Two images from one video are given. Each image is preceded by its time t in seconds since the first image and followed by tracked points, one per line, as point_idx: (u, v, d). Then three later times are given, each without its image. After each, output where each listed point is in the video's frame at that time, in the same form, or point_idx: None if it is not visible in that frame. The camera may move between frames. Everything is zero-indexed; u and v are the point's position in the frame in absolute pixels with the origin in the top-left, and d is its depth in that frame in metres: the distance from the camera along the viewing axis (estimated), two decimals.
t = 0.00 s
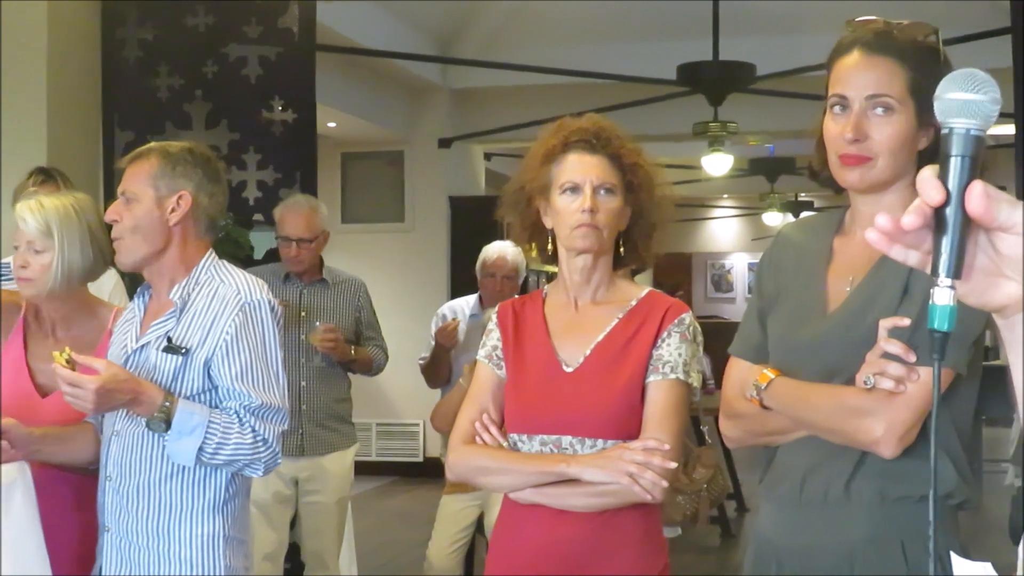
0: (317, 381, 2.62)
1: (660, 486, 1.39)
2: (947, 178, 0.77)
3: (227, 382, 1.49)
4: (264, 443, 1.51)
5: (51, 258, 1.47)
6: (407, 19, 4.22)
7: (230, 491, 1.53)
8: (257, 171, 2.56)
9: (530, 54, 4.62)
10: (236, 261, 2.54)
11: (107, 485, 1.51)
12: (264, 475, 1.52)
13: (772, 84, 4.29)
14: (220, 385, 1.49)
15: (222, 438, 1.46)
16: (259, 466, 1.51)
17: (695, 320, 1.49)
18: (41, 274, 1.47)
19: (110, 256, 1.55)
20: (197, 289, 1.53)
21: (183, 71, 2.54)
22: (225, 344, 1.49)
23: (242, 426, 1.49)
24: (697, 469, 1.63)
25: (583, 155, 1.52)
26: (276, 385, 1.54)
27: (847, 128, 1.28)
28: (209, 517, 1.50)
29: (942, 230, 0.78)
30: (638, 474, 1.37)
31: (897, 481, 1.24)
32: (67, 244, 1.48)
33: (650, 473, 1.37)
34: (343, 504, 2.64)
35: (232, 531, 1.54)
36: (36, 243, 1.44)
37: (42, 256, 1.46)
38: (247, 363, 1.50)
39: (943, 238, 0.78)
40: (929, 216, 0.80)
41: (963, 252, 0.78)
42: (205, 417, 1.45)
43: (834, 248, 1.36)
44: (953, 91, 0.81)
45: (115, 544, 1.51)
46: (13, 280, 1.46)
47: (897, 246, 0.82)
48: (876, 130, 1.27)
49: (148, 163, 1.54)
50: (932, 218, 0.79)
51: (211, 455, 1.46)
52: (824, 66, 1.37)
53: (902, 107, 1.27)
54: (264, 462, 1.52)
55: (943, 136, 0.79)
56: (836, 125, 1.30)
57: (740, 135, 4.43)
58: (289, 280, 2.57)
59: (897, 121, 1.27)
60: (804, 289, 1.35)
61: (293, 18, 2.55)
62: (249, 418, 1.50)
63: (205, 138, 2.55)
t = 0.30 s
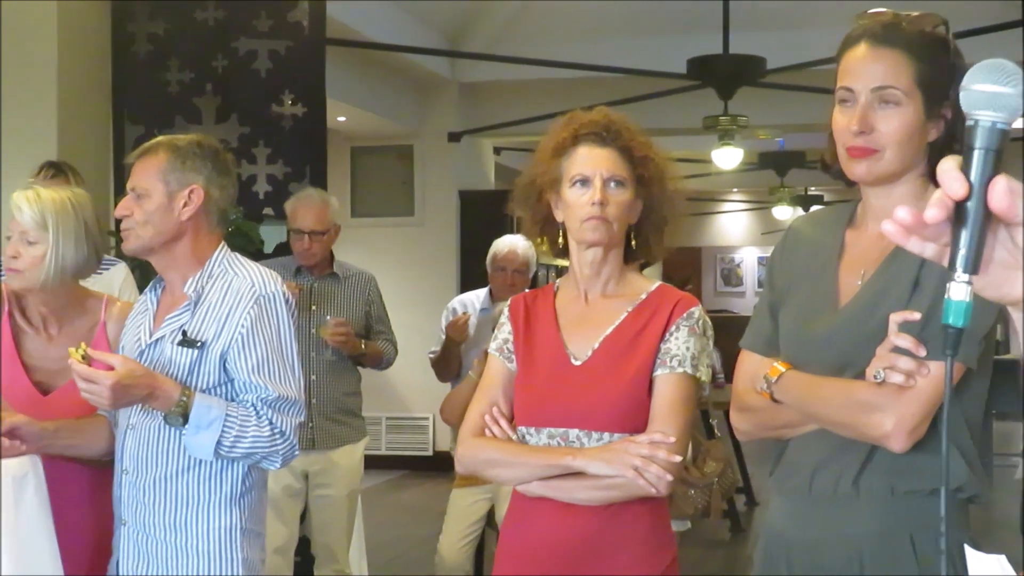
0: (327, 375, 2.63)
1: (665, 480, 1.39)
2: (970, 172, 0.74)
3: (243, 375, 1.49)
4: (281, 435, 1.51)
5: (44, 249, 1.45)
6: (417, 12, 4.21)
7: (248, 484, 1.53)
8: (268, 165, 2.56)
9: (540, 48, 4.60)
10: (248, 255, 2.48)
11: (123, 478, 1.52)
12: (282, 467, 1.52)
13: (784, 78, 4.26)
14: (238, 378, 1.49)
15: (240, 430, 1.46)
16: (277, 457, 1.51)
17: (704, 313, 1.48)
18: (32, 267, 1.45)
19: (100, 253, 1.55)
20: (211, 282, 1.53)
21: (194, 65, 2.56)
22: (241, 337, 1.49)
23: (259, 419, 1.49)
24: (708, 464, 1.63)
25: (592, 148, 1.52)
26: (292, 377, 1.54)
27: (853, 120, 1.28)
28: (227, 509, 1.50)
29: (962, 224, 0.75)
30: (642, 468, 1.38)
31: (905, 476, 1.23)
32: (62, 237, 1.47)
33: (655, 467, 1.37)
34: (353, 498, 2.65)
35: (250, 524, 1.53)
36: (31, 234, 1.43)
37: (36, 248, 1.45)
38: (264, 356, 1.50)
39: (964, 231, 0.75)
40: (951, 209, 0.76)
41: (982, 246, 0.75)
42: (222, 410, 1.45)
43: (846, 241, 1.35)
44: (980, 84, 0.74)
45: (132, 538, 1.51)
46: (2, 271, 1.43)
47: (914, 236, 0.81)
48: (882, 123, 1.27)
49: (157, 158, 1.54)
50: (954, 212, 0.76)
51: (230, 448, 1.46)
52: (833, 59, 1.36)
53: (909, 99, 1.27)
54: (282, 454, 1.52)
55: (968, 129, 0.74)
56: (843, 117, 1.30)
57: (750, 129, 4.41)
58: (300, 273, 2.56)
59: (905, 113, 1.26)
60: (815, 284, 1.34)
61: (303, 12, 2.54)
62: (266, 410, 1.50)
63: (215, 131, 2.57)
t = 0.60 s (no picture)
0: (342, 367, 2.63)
1: (678, 472, 1.39)
2: (1008, 140, 0.73)
3: (262, 368, 1.50)
4: (299, 428, 1.54)
5: (39, 249, 1.39)
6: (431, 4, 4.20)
7: (268, 477, 1.56)
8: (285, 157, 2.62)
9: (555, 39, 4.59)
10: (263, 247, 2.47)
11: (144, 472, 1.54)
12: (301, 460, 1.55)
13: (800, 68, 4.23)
14: (257, 371, 1.50)
15: (259, 424, 1.48)
16: (296, 450, 1.53)
17: (719, 305, 1.46)
18: (28, 269, 1.38)
19: (94, 248, 1.50)
20: (230, 274, 1.54)
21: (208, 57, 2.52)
22: (260, 331, 1.49)
23: (277, 413, 1.51)
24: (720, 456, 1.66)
25: (606, 139, 1.51)
26: (310, 369, 1.55)
27: (863, 110, 1.28)
28: (247, 502, 1.52)
29: (994, 193, 0.75)
30: (656, 460, 1.38)
31: (921, 468, 1.23)
32: (57, 237, 1.40)
33: (668, 460, 1.38)
34: (369, 489, 2.66)
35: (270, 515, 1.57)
36: (24, 237, 1.36)
37: (29, 251, 1.38)
38: (283, 349, 1.51)
39: (995, 202, 0.74)
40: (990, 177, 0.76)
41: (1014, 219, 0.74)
42: (241, 404, 1.47)
43: (864, 232, 1.34)
44: None
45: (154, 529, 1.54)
46: None
47: (944, 208, 0.82)
48: (894, 113, 1.26)
49: (174, 150, 1.53)
50: (990, 181, 0.75)
51: (250, 442, 1.48)
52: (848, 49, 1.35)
53: (920, 88, 1.25)
54: (301, 447, 1.54)
55: (1010, 95, 0.73)
56: (854, 109, 1.29)
57: (766, 120, 4.39)
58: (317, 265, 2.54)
59: (917, 103, 1.25)
60: (833, 275, 1.33)
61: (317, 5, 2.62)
62: (285, 404, 1.52)
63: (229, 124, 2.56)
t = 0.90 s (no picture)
0: (372, 355, 2.64)
1: (709, 461, 1.37)
2: None
3: (296, 356, 1.49)
4: (334, 417, 1.52)
5: (68, 235, 1.44)
6: None
7: (302, 466, 1.54)
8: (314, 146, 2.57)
9: (585, 27, 4.56)
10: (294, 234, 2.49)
11: (180, 459, 1.54)
12: (336, 449, 1.54)
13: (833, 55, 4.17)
14: (293, 360, 1.50)
15: (293, 412, 1.47)
16: (331, 439, 1.52)
17: (752, 291, 1.44)
18: (57, 254, 1.44)
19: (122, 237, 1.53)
20: (266, 263, 1.55)
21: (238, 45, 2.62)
22: (296, 319, 1.49)
23: (312, 402, 1.50)
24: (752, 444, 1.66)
25: (637, 124, 1.50)
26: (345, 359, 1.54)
27: (896, 96, 1.25)
28: (281, 492, 1.51)
29: None
30: (686, 449, 1.36)
31: (956, 457, 1.20)
32: (86, 223, 1.45)
33: (698, 448, 1.36)
34: (398, 477, 2.67)
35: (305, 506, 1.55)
36: (52, 222, 1.41)
37: (58, 237, 1.44)
38: (318, 338, 1.50)
39: None
40: None
41: None
42: (275, 392, 1.46)
43: (899, 220, 1.32)
44: None
45: (189, 518, 1.53)
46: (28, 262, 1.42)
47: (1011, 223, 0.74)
48: (927, 98, 1.23)
49: (208, 139, 1.55)
50: None
51: (284, 430, 1.47)
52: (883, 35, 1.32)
53: (953, 73, 1.23)
54: (336, 437, 1.53)
55: None
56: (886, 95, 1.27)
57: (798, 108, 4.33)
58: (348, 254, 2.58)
59: (950, 88, 1.22)
60: (868, 263, 1.31)
61: None
62: (320, 393, 1.51)
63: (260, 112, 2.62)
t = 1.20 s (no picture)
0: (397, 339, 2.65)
1: (738, 444, 1.35)
2: None
3: (325, 339, 1.49)
4: (362, 400, 1.52)
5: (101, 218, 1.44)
6: None
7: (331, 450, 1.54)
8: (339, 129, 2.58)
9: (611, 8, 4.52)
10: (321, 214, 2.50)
11: (211, 440, 1.56)
12: (364, 431, 1.54)
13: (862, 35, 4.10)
14: (323, 342, 1.50)
15: (321, 394, 1.48)
16: (360, 422, 1.52)
17: (781, 272, 1.43)
18: (93, 237, 1.45)
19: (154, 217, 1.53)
20: (296, 246, 1.55)
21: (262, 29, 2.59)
22: (325, 301, 1.49)
23: (340, 384, 1.50)
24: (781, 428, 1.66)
25: (666, 104, 1.48)
26: (374, 342, 1.54)
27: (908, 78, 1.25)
28: (310, 474, 1.52)
29: None
30: (715, 432, 1.35)
31: (990, 440, 1.18)
32: (120, 205, 1.45)
33: (728, 432, 1.34)
34: (423, 460, 2.68)
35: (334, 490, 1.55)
36: (86, 205, 1.43)
37: (92, 219, 1.45)
38: (347, 320, 1.50)
39: None
40: None
41: None
42: (303, 373, 1.47)
43: (933, 200, 1.30)
44: None
45: (219, 499, 1.55)
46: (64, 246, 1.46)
47: None
48: (936, 78, 1.22)
49: (242, 121, 1.55)
50: None
51: (313, 412, 1.48)
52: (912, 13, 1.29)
53: (961, 51, 1.20)
54: (364, 419, 1.53)
55: None
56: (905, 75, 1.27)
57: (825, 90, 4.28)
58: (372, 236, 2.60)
59: (956, 66, 1.20)
60: (899, 243, 1.29)
61: None
62: (348, 375, 1.51)
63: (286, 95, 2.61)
